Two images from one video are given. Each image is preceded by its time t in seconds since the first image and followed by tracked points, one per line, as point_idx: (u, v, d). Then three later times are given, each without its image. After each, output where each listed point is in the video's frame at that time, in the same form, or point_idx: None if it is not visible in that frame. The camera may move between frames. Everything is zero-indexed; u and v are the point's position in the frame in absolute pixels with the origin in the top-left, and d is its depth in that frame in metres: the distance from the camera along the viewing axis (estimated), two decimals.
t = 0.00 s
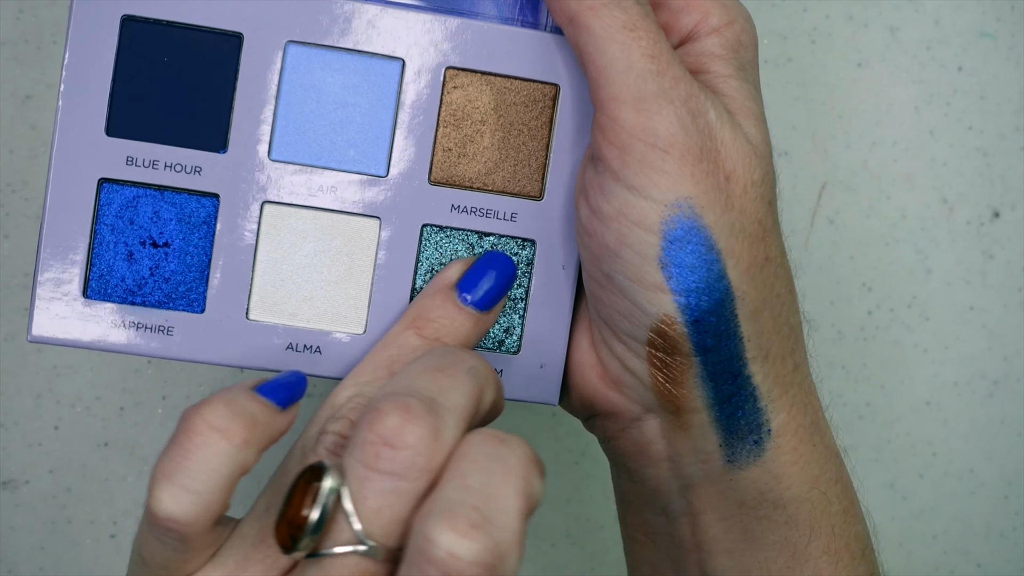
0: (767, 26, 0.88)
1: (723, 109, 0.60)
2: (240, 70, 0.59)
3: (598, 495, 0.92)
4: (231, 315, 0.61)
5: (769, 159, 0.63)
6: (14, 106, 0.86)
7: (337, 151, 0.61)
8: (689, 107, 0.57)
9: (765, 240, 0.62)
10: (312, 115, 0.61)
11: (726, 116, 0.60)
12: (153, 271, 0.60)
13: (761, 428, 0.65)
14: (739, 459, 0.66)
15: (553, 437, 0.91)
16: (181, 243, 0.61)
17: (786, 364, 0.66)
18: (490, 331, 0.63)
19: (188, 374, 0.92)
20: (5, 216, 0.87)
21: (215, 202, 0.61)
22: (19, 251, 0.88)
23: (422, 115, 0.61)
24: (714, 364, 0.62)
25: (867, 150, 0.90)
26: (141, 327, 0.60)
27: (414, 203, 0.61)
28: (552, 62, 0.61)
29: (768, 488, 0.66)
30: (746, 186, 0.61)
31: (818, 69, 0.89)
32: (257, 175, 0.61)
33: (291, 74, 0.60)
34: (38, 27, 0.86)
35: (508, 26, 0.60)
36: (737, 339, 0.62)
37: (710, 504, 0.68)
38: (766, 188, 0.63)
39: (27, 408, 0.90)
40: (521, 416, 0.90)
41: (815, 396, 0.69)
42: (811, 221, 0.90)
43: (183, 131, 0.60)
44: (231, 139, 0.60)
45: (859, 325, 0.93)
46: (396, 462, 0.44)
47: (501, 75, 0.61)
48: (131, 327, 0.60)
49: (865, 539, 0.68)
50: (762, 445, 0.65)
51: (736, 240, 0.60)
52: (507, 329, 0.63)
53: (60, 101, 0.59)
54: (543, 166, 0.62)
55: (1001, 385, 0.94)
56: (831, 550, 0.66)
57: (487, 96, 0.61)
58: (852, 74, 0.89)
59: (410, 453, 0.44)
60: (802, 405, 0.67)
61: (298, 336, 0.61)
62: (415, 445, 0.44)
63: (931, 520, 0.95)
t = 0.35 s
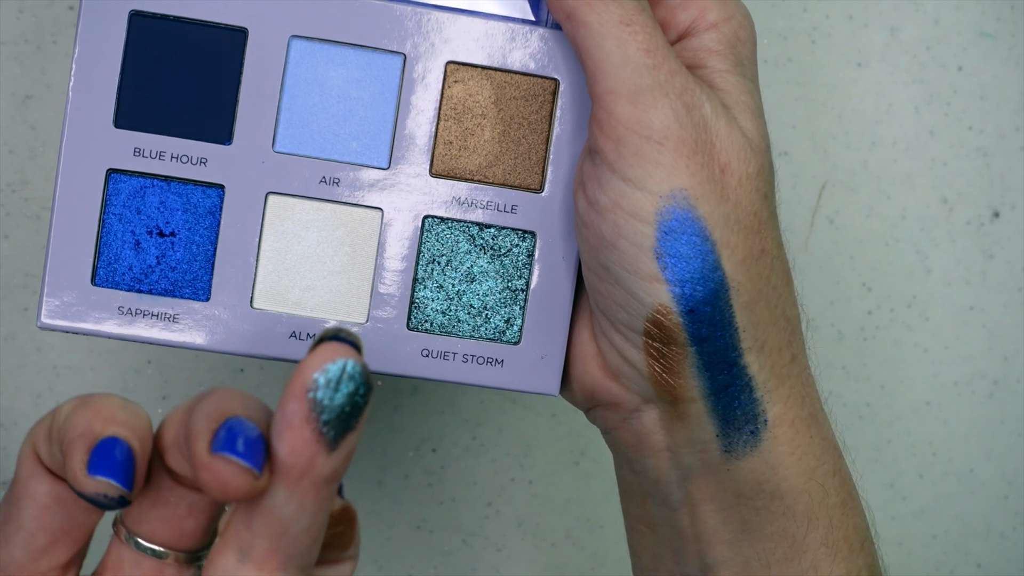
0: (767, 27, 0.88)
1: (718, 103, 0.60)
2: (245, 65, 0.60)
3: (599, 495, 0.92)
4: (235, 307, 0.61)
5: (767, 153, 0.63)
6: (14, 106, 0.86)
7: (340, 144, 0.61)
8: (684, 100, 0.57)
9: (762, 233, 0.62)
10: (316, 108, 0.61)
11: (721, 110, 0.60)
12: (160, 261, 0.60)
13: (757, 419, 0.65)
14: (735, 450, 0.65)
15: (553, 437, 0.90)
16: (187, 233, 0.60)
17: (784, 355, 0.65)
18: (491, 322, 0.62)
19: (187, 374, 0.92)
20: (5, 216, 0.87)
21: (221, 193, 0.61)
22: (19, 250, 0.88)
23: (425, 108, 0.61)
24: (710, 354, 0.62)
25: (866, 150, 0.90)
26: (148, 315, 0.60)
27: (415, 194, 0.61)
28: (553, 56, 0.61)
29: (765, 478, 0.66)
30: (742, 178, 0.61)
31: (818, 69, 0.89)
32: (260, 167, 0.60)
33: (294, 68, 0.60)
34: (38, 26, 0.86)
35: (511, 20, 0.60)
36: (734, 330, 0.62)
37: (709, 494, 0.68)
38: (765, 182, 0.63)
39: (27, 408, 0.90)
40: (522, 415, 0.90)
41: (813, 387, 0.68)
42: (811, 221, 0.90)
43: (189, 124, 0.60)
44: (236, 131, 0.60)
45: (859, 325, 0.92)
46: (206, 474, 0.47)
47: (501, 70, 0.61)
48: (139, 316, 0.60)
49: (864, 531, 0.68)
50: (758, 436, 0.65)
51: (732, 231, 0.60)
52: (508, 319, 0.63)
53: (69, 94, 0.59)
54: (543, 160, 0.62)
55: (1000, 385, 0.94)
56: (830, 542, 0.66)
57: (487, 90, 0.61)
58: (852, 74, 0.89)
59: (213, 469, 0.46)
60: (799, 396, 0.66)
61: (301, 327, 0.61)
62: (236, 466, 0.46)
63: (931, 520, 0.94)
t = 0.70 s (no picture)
0: (767, 25, 0.88)
1: (695, 94, 0.60)
2: (224, 65, 0.60)
3: (597, 494, 0.92)
4: (220, 307, 0.61)
5: (745, 145, 0.64)
6: (15, 107, 0.86)
7: (319, 143, 0.61)
8: (660, 91, 0.57)
9: (741, 223, 0.63)
10: (294, 107, 0.61)
11: (698, 101, 0.60)
12: (142, 262, 0.60)
13: (740, 410, 0.64)
14: (719, 442, 0.65)
15: (551, 436, 0.91)
16: (169, 234, 0.61)
17: (766, 346, 0.65)
18: (474, 318, 0.62)
19: (186, 373, 0.93)
20: (4, 215, 0.87)
21: (202, 193, 0.61)
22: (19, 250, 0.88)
23: (404, 106, 0.61)
24: (691, 345, 0.62)
25: (866, 149, 0.90)
26: (130, 317, 0.60)
27: (395, 191, 0.61)
28: (531, 52, 0.61)
29: (750, 470, 0.65)
30: (720, 169, 0.61)
31: (817, 68, 0.89)
32: (241, 168, 0.61)
33: (273, 69, 0.60)
34: (38, 26, 0.87)
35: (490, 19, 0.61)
36: (713, 320, 0.62)
37: (695, 487, 0.68)
38: (744, 172, 0.63)
39: (27, 407, 0.91)
40: (521, 414, 0.90)
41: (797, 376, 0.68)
42: (812, 220, 0.90)
43: (169, 126, 0.60)
44: (216, 132, 0.60)
45: (859, 324, 0.92)
46: (290, 437, 0.51)
47: (479, 65, 0.61)
48: (122, 318, 0.60)
49: (852, 521, 0.68)
50: (742, 426, 0.65)
51: (711, 221, 0.60)
52: (491, 316, 0.62)
53: (48, 98, 0.59)
54: (523, 155, 0.62)
55: (1000, 385, 0.93)
56: (817, 532, 0.66)
57: (466, 86, 0.61)
58: (852, 73, 0.89)
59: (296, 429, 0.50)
60: (783, 387, 0.66)
61: (283, 325, 0.61)
62: (320, 425, 0.50)
63: (931, 520, 0.94)
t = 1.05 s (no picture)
0: (766, 25, 0.88)
1: (715, 85, 0.60)
2: (231, 59, 0.60)
3: (598, 494, 0.92)
4: (227, 305, 0.61)
5: (765, 136, 0.63)
6: (15, 107, 0.87)
7: (329, 138, 0.61)
8: (679, 83, 0.57)
9: (762, 217, 0.62)
10: (303, 102, 0.61)
11: (717, 91, 0.60)
12: (148, 262, 0.61)
13: (762, 408, 0.64)
14: (741, 440, 0.65)
15: (553, 435, 0.91)
16: (175, 234, 0.61)
17: (789, 342, 0.65)
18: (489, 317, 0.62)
19: (188, 373, 0.93)
20: (5, 215, 0.88)
21: (208, 192, 0.61)
22: (19, 250, 0.88)
23: (414, 98, 0.61)
24: (712, 343, 0.62)
25: (866, 149, 0.90)
26: (137, 318, 0.60)
27: (407, 186, 0.61)
28: (543, 44, 0.61)
29: (772, 469, 0.65)
30: (740, 162, 0.61)
31: (817, 67, 0.89)
32: (248, 165, 0.61)
33: (280, 62, 0.61)
34: (39, 27, 0.87)
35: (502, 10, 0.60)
36: (734, 318, 0.61)
37: (715, 486, 0.68)
38: (764, 165, 0.62)
39: (28, 407, 0.91)
40: (522, 414, 0.90)
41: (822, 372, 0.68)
42: (811, 220, 0.90)
43: (173, 122, 0.60)
44: (223, 128, 0.60)
45: (859, 324, 0.92)
46: (349, 387, 0.48)
47: (491, 57, 0.61)
48: (128, 320, 0.60)
49: (876, 521, 0.68)
50: (764, 425, 0.65)
51: (730, 216, 0.60)
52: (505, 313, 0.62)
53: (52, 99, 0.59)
54: (537, 148, 0.62)
55: (1000, 385, 0.93)
56: (841, 531, 0.66)
57: (478, 78, 0.61)
58: (851, 73, 0.89)
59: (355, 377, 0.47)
60: (806, 384, 0.66)
61: (294, 325, 0.61)
62: (379, 371, 0.46)
63: (931, 519, 0.94)
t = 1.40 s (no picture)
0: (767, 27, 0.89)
1: (731, 84, 0.60)
2: (245, 56, 0.60)
3: (601, 494, 0.92)
4: (240, 302, 0.61)
5: (782, 135, 0.63)
6: (15, 106, 0.86)
7: (344, 136, 0.61)
8: (695, 82, 0.57)
9: (778, 217, 0.62)
10: (318, 100, 0.61)
11: (733, 91, 0.60)
12: (162, 259, 0.61)
13: (777, 410, 0.65)
14: (756, 442, 0.65)
15: (555, 435, 0.91)
16: (189, 230, 0.61)
17: (806, 344, 0.65)
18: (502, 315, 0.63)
19: (189, 374, 0.92)
20: (5, 215, 0.87)
21: (222, 189, 0.61)
22: (19, 249, 0.88)
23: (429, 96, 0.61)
24: (726, 344, 0.62)
25: (866, 149, 0.91)
26: (151, 314, 0.60)
27: (421, 185, 0.61)
28: (558, 42, 0.61)
29: (787, 471, 0.66)
30: (756, 161, 0.61)
31: (818, 69, 0.90)
32: (261, 161, 0.61)
33: (295, 59, 0.60)
34: (39, 26, 0.86)
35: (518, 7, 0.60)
36: (749, 319, 0.62)
37: (730, 488, 0.68)
38: (780, 164, 0.63)
39: (28, 408, 0.90)
40: (524, 415, 0.90)
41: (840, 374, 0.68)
42: (812, 220, 0.91)
43: (187, 119, 0.60)
44: (237, 125, 0.60)
45: (859, 324, 0.93)
46: (359, 350, 0.47)
47: (507, 55, 0.61)
48: (142, 316, 0.60)
49: (892, 522, 0.69)
50: (779, 427, 0.65)
51: (746, 216, 0.60)
52: (520, 312, 0.63)
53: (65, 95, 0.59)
54: (552, 146, 0.62)
55: (1000, 385, 0.94)
56: (856, 534, 0.67)
57: (493, 76, 0.61)
58: (852, 74, 0.90)
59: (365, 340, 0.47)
60: (822, 386, 0.66)
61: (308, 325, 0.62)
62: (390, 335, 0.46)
63: (931, 518, 0.95)
